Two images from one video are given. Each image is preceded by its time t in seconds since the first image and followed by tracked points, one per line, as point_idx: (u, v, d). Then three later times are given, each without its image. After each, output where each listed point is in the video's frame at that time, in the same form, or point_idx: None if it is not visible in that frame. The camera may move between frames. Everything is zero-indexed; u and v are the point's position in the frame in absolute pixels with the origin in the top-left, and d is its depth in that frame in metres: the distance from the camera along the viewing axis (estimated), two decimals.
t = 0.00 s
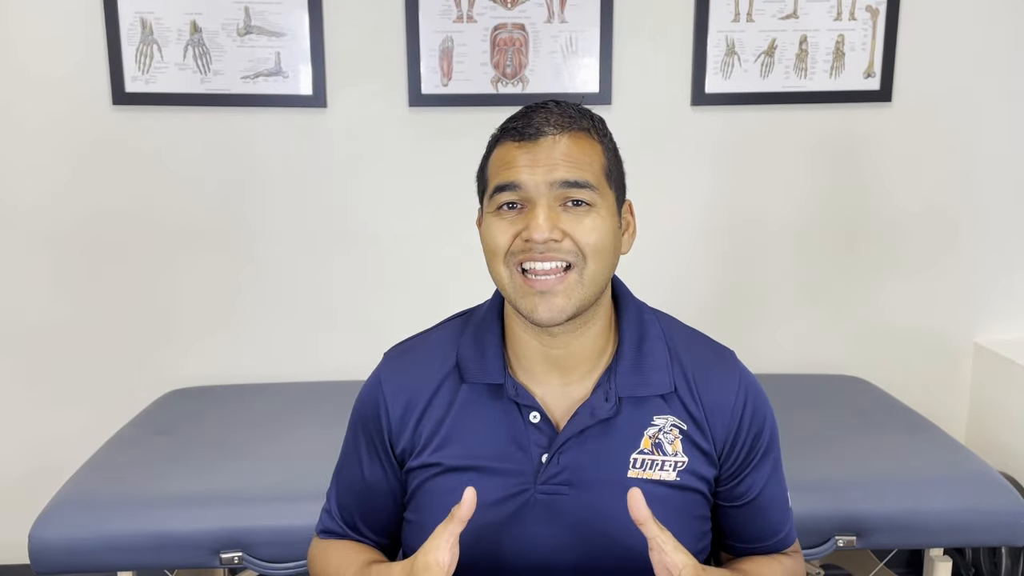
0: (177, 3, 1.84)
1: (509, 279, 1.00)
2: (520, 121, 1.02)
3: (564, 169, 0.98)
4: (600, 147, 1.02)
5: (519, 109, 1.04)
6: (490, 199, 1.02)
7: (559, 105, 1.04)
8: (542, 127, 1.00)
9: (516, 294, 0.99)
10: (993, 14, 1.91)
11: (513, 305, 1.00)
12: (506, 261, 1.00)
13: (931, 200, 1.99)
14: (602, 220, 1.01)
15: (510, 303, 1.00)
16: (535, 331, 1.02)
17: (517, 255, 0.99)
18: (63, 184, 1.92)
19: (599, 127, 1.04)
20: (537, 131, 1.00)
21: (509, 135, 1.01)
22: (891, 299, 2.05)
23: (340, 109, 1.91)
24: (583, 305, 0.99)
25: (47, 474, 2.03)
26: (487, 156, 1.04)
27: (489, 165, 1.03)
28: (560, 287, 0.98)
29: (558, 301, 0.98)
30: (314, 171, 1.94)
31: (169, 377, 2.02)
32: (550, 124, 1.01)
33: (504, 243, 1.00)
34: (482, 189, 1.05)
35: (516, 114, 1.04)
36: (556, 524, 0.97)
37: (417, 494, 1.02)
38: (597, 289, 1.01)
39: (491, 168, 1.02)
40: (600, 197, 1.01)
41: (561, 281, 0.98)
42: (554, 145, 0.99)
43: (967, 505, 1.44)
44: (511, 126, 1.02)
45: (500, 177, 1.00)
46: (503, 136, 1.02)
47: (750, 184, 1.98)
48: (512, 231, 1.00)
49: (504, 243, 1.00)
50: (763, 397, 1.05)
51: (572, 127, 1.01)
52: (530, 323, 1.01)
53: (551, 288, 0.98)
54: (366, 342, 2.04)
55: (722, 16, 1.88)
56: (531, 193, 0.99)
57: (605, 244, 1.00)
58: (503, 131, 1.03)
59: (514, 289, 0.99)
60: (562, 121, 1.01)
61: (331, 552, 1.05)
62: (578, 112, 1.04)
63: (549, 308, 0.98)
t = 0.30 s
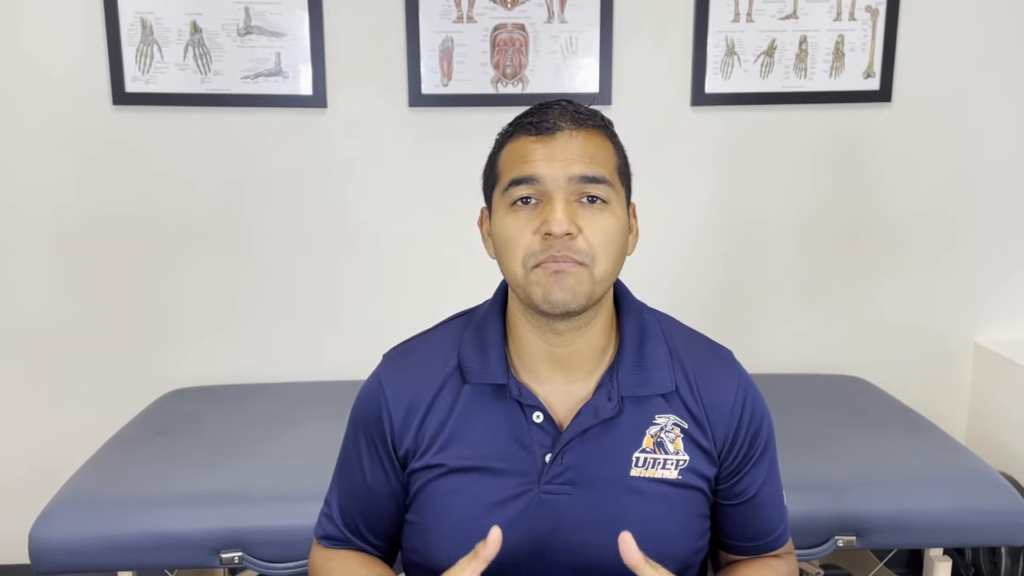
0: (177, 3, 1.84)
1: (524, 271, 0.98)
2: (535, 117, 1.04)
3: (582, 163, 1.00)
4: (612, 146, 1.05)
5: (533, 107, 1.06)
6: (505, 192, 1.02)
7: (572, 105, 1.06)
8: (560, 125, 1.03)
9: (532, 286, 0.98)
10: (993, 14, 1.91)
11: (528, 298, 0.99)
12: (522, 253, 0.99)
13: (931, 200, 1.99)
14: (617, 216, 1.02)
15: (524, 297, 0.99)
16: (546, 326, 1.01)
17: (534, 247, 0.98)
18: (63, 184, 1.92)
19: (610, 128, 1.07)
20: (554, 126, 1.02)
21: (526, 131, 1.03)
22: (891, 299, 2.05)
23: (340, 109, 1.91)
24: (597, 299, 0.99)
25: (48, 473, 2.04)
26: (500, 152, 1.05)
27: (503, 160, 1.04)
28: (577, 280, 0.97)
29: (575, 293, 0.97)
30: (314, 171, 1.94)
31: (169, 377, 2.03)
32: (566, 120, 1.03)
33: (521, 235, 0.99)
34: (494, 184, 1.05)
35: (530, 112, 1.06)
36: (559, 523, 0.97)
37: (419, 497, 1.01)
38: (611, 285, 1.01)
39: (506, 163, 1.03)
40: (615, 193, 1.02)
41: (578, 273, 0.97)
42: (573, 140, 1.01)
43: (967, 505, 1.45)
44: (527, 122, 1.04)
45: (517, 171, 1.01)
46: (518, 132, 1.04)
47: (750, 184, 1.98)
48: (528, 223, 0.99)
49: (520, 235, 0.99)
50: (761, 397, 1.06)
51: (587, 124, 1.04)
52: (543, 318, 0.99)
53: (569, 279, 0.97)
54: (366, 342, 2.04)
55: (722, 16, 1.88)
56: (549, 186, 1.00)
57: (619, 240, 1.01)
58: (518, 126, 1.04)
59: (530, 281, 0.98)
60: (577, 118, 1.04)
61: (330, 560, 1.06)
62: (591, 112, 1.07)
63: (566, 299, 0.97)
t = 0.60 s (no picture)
0: (177, 3, 1.84)
1: (549, 269, 0.98)
2: (565, 111, 1.03)
3: (615, 162, 1.00)
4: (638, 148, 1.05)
5: (561, 101, 1.05)
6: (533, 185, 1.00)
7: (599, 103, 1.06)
8: (592, 121, 1.02)
9: (557, 284, 0.97)
10: (992, 14, 1.91)
11: (550, 297, 0.98)
12: (547, 250, 0.98)
13: (931, 201, 1.99)
14: (641, 219, 1.02)
15: (546, 295, 0.98)
16: (562, 326, 1.00)
17: (562, 245, 0.97)
18: (63, 184, 1.92)
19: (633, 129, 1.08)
20: (585, 122, 1.02)
21: (557, 125, 1.02)
22: (890, 299, 2.05)
23: (340, 109, 1.91)
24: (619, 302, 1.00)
25: (46, 474, 2.03)
26: (525, 143, 1.03)
27: (529, 151, 1.02)
28: (602, 282, 0.97)
29: (600, 298, 0.97)
30: (314, 171, 1.94)
31: (168, 377, 2.02)
32: (596, 118, 1.03)
33: (547, 231, 0.98)
34: (516, 175, 1.03)
35: (558, 105, 1.05)
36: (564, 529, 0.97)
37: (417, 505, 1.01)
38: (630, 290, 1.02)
39: (534, 154, 1.02)
40: (641, 196, 1.03)
41: (604, 275, 0.97)
42: (605, 138, 1.01)
43: (967, 504, 1.45)
44: (556, 115, 1.03)
45: (547, 165, 1.00)
46: (547, 124, 1.03)
47: (749, 185, 1.98)
48: (556, 220, 0.99)
49: (547, 230, 0.98)
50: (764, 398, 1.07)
51: (616, 124, 1.04)
52: (564, 320, 0.99)
53: (595, 283, 0.97)
54: (366, 342, 2.04)
55: (722, 16, 1.88)
56: (578, 182, 0.99)
57: (642, 244, 1.02)
58: (546, 118, 1.03)
59: (555, 279, 0.97)
60: (606, 117, 1.04)
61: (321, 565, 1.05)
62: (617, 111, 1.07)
63: (591, 300, 0.97)
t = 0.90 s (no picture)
0: (177, 3, 1.84)
1: (543, 293, 0.95)
2: (562, 119, 0.97)
3: (615, 180, 0.95)
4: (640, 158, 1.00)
5: (558, 105, 0.99)
6: (526, 203, 0.96)
7: (600, 106, 1.00)
8: (592, 132, 0.96)
9: (550, 310, 0.94)
10: (992, 13, 1.91)
11: (543, 321, 0.95)
12: (540, 274, 0.95)
13: (931, 201, 1.99)
14: (642, 238, 0.98)
15: (539, 319, 0.96)
16: (557, 348, 0.98)
17: (555, 270, 0.94)
18: (63, 184, 1.92)
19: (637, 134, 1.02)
20: (584, 135, 0.96)
21: (553, 135, 0.96)
22: (890, 299, 2.05)
23: (340, 110, 1.91)
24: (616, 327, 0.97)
25: (47, 473, 2.04)
26: (519, 152, 0.98)
27: (521, 163, 0.97)
28: (598, 309, 0.94)
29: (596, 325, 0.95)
30: (314, 172, 1.94)
31: (169, 377, 2.03)
32: (596, 128, 0.97)
33: (541, 254, 0.95)
34: (509, 187, 0.99)
35: (555, 110, 0.99)
36: (562, 543, 0.99)
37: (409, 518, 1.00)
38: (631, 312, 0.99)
39: (528, 166, 0.97)
40: (642, 213, 0.98)
41: (600, 302, 0.94)
42: (605, 153, 0.96)
43: (968, 504, 1.45)
44: (553, 124, 0.97)
45: (541, 180, 0.95)
46: (543, 134, 0.97)
47: (749, 185, 1.98)
48: (550, 242, 0.95)
49: (540, 254, 0.95)
50: (768, 405, 1.07)
51: (618, 134, 0.98)
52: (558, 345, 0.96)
53: (591, 311, 0.94)
54: (367, 343, 2.04)
55: (722, 16, 1.88)
56: (574, 202, 0.95)
57: (642, 264, 0.98)
58: (542, 127, 0.97)
59: (548, 305, 0.95)
60: (607, 126, 0.98)
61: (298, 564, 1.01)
62: (620, 115, 1.01)
63: (586, 328, 0.94)
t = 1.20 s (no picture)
0: (177, 2, 1.83)
1: (518, 325, 0.95)
2: (537, 143, 0.95)
3: (591, 209, 0.94)
4: (623, 178, 0.97)
5: (534, 126, 0.97)
6: (500, 233, 0.95)
7: (580, 124, 0.98)
8: (566, 157, 0.95)
9: (527, 342, 0.95)
10: (992, 13, 1.91)
11: (520, 353, 0.96)
12: (515, 306, 0.95)
13: (930, 201, 1.99)
14: (624, 264, 0.97)
15: (516, 351, 0.96)
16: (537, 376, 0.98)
17: (530, 303, 0.94)
18: (63, 183, 1.92)
19: (621, 151, 0.99)
20: (558, 161, 0.94)
21: (526, 162, 0.95)
22: (890, 299, 2.05)
23: (340, 110, 1.91)
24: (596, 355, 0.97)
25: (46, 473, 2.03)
26: (493, 177, 0.97)
27: (495, 190, 0.96)
28: (575, 341, 0.94)
29: (574, 357, 0.95)
30: (314, 172, 1.94)
31: (169, 376, 2.02)
32: (572, 153, 0.95)
33: (515, 286, 0.94)
34: (483, 213, 0.98)
35: (530, 132, 0.96)
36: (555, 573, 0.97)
37: (396, 542, 1.02)
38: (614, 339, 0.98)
39: (500, 194, 0.96)
40: (623, 238, 0.97)
41: (577, 334, 0.94)
42: (581, 180, 0.94)
43: (969, 504, 1.45)
44: (527, 149, 0.95)
45: (513, 210, 0.94)
46: (517, 159, 0.95)
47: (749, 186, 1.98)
48: (524, 273, 0.94)
49: (514, 286, 0.94)
50: (775, 437, 1.04)
51: (596, 156, 0.96)
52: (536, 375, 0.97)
53: (567, 344, 0.94)
54: (367, 343, 2.04)
55: (722, 16, 1.88)
56: (549, 233, 0.94)
57: (626, 290, 0.97)
58: (517, 151, 0.96)
59: (524, 337, 0.95)
60: (585, 149, 0.96)
61: None
62: (601, 133, 0.98)
63: (563, 361, 0.94)
